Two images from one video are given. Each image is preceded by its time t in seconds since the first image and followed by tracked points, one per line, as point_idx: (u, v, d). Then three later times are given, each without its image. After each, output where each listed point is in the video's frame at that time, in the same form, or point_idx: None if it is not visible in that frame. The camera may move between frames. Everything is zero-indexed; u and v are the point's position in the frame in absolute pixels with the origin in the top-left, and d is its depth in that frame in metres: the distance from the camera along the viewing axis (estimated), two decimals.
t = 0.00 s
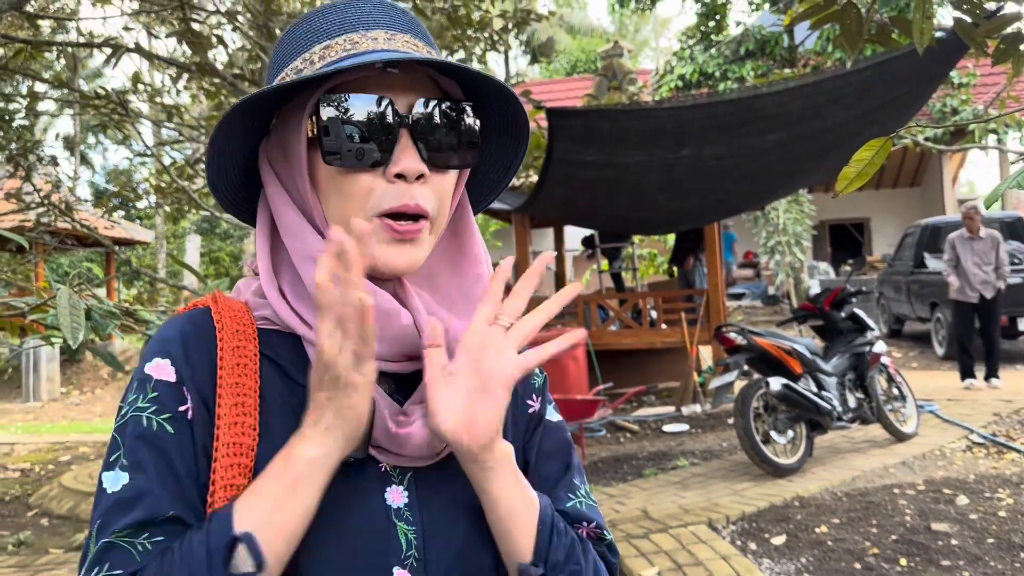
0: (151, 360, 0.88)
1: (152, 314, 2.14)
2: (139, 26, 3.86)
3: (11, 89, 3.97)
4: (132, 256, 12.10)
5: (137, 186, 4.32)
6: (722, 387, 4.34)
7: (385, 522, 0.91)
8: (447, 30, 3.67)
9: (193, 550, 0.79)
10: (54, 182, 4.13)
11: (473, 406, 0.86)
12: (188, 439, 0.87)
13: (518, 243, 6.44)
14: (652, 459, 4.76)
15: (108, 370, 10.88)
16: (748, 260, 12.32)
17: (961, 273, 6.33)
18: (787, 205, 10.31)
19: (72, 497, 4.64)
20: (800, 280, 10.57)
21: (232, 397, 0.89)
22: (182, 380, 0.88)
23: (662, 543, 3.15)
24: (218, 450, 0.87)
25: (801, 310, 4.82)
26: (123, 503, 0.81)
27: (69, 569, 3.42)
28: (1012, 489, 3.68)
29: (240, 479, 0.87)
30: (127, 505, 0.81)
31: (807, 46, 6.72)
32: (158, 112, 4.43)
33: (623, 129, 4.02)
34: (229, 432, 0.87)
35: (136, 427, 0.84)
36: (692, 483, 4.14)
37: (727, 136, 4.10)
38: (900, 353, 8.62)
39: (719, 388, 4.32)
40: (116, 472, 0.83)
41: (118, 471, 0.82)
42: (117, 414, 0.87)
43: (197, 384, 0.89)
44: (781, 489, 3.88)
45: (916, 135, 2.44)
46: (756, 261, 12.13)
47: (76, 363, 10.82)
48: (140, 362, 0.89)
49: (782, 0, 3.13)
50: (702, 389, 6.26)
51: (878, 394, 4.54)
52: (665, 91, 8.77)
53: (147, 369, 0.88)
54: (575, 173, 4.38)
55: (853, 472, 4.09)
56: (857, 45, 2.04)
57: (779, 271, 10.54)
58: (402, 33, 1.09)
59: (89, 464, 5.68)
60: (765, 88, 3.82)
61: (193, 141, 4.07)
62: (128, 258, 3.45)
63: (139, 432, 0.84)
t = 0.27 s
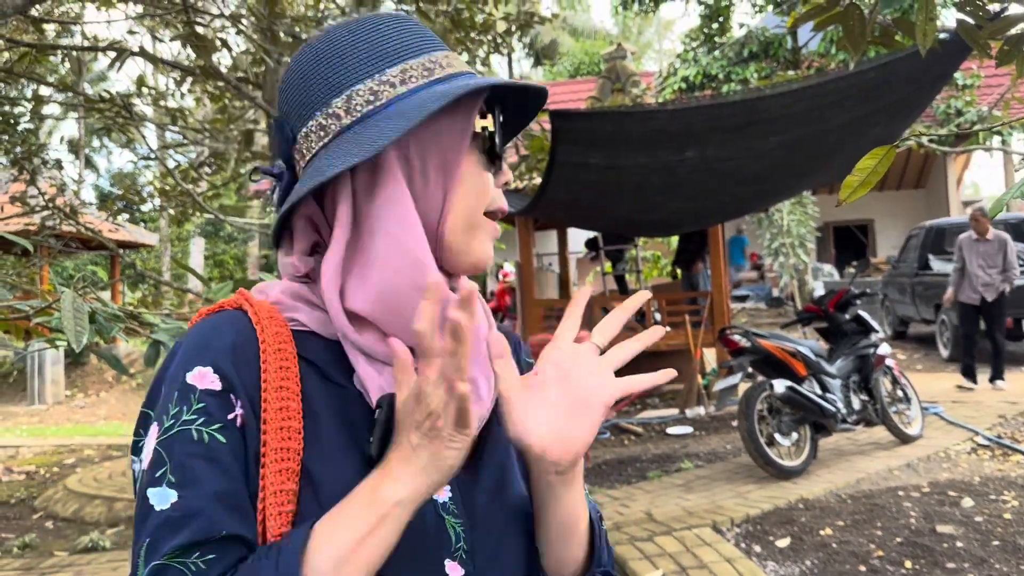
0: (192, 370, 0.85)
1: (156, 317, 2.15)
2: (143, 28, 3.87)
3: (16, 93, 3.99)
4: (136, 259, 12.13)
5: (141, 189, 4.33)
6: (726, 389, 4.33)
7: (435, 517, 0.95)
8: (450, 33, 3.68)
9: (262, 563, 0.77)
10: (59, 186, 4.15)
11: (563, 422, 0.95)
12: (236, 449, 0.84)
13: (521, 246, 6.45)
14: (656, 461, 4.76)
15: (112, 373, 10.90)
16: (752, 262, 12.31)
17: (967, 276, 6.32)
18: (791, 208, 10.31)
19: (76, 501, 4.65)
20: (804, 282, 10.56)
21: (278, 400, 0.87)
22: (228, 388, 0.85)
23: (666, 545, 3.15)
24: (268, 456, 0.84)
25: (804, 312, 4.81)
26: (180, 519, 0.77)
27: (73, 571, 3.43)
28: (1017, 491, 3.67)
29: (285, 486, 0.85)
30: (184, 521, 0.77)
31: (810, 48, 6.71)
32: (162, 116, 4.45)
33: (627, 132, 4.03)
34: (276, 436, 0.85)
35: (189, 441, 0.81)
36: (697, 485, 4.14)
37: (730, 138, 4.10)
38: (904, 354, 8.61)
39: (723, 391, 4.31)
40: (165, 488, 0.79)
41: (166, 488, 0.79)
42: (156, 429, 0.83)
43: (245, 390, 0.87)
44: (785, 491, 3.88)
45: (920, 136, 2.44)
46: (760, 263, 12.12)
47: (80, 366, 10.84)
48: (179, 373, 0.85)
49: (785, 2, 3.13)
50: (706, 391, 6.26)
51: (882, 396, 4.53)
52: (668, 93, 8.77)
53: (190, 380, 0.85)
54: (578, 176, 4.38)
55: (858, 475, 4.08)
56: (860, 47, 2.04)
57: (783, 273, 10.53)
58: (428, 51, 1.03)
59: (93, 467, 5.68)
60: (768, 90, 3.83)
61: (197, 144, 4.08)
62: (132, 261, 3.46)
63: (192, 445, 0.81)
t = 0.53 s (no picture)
0: (300, 354, 0.82)
1: (157, 319, 2.15)
2: (144, 31, 3.88)
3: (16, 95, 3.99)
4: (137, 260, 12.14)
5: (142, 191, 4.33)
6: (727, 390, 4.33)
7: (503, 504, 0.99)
8: (451, 34, 3.68)
9: (397, 551, 0.76)
10: (59, 188, 4.14)
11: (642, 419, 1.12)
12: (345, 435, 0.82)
13: (522, 248, 6.45)
14: (657, 462, 4.76)
15: (114, 375, 10.90)
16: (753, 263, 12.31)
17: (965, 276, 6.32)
18: (792, 209, 10.30)
19: (77, 503, 4.65)
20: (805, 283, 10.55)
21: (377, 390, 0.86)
22: (336, 375, 0.83)
23: (668, 546, 3.15)
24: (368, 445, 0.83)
25: (806, 313, 4.80)
26: (312, 505, 0.74)
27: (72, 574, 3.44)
28: (1018, 492, 3.66)
29: (382, 475, 0.84)
30: (315, 507, 0.74)
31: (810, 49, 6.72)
32: (163, 118, 4.45)
33: (627, 133, 4.03)
34: (376, 425, 0.84)
35: (309, 426, 0.78)
36: (698, 486, 4.13)
37: (731, 139, 4.10)
38: (905, 355, 8.60)
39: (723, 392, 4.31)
40: (287, 475, 0.75)
41: (286, 475, 0.75)
42: (260, 412, 0.78)
43: (350, 379, 0.85)
44: (786, 492, 3.88)
45: (921, 136, 2.43)
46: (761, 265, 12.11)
47: (81, 368, 10.85)
48: (282, 356, 0.81)
49: (787, 3, 3.13)
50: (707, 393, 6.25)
51: (884, 397, 4.53)
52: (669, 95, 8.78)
53: (299, 364, 0.81)
54: (579, 177, 4.38)
55: (860, 476, 4.08)
56: (861, 46, 2.04)
57: (785, 274, 10.53)
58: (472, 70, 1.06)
59: (95, 469, 5.69)
60: (769, 91, 3.83)
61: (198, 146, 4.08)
62: (134, 263, 3.45)
63: (315, 431, 0.78)
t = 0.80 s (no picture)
0: (414, 343, 0.82)
1: (154, 321, 2.15)
2: (142, 32, 3.88)
3: (14, 97, 3.99)
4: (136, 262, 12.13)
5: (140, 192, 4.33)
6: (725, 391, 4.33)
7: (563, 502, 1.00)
8: (449, 35, 3.68)
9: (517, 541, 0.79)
10: (57, 188, 4.14)
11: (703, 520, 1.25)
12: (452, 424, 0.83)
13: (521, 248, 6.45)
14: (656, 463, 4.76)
15: (112, 376, 10.90)
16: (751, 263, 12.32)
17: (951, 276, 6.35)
18: (790, 209, 10.32)
19: (76, 504, 4.65)
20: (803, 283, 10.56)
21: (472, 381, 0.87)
22: (446, 364, 0.83)
23: (666, 546, 3.16)
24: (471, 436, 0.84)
25: (805, 313, 4.80)
26: (438, 491, 0.75)
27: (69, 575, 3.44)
28: (1016, 491, 3.67)
29: (479, 467, 0.84)
30: (442, 493, 0.75)
31: (808, 50, 6.73)
32: (161, 120, 4.45)
33: (626, 134, 4.04)
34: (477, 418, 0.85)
35: (430, 413, 0.78)
36: (697, 486, 4.14)
37: (729, 139, 4.11)
38: (903, 356, 8.61)
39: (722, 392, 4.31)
40: (412, 462, 0.76)
41: (413, 461, 0.76)
42: (380, 400, 0.78)
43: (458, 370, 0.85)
44: (785, 492, 3.88)
45: (919, 137, 2.44)
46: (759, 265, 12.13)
47: (79, 369, 10.85)
48: (395, 345, 0.81)
49: (785, 4, 3.14)
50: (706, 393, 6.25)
51: (882, 397, 4.53)
52: (668, 95, 8.79)
53: (413, 353, 0.81)
54: (578, 178, 4.39)
55: (858, 476, 4.08)
56: (857, 46, 2.04)
57: (782, 274, 10.55)
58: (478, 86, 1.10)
59: (93, 470, 5.68)
60: (767, 92, 3.85)
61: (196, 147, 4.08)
62: (132, 264, 3.45)
63: (435, 419, 0.78)
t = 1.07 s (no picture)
0: (499, 336, 0.93)
1: (149, 320, 2.15)
2: (137, 32, 3.87)
3: (9, 96, 3.97)
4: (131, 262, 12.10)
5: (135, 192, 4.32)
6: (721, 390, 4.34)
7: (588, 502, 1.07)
8: (445, 35, 3.68)
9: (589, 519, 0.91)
10: (52, 188, 4.13)
11: None
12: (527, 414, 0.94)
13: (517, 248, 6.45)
14: (652, 462, 4.77)
15: (108, 377, 10.88)
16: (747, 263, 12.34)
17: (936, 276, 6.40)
18: (786, 209, 10.33)
19: (71, 505, 4.63)
20: (799, 282, 10.58)
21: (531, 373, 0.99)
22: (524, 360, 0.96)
23: (662, 546, 3.16)
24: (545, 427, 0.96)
25: (800, 313, 4.80)
26: (549, 469, 0.87)
27: None
28: (1010, 490, 3.68)
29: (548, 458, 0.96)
30: (551, 472, 0.87)
31: (804, 50, 6.74)
32: (156, 119, 4.43)
33: (621, 134, 4.05)
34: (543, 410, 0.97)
35: (526, 401, 0.90)
36: (693, 486, 4.14)
37: (725, 139, 4.11)
38: (899, 355, 8.63)
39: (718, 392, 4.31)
40: (525, 444, 0.87)
41: (524, 444, 0.87)
42: (483, 389, 0.89)
43: (529, 360, 0.97)
44: (781, 491, 3.89)
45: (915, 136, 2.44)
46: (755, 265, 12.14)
47: (75, 370, 10.83)
48: (485, 337, 0.92)
49: (779, 4, 3.14)
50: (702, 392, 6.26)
51: (877, 396, 4.55)
52: (664, 95, 8.80)
53: (501, 344, 0.92)
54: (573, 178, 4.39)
55: (853, 475, 4.09)
56: (852, 45, 2.04)
57: (778, 274, 10.56)
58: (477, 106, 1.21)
59: (89, 471, 5.67)
60: (763, 92, 3.87)
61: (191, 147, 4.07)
62: (127, 264, 3.44)
63: (528, 405, 0.90)
